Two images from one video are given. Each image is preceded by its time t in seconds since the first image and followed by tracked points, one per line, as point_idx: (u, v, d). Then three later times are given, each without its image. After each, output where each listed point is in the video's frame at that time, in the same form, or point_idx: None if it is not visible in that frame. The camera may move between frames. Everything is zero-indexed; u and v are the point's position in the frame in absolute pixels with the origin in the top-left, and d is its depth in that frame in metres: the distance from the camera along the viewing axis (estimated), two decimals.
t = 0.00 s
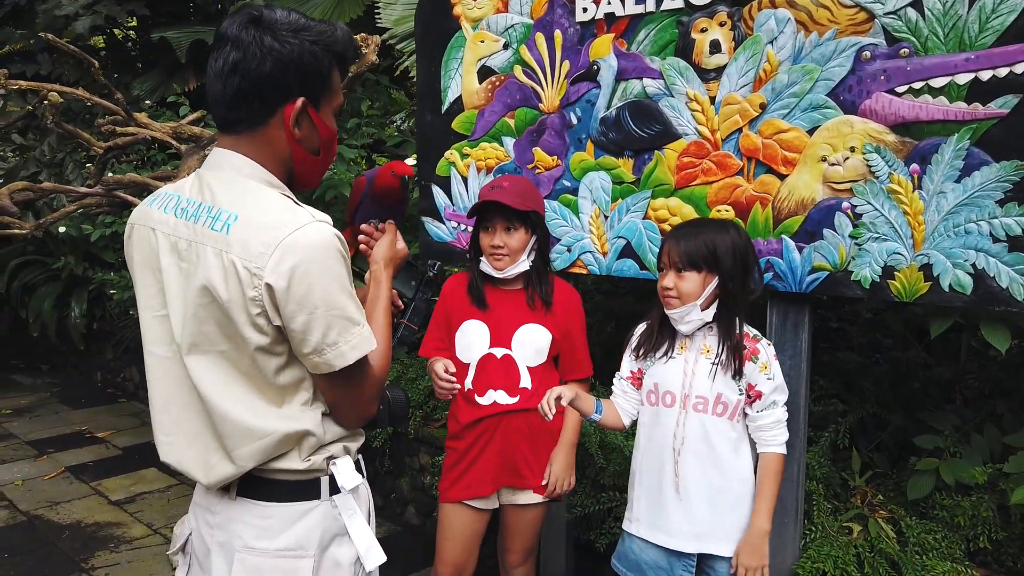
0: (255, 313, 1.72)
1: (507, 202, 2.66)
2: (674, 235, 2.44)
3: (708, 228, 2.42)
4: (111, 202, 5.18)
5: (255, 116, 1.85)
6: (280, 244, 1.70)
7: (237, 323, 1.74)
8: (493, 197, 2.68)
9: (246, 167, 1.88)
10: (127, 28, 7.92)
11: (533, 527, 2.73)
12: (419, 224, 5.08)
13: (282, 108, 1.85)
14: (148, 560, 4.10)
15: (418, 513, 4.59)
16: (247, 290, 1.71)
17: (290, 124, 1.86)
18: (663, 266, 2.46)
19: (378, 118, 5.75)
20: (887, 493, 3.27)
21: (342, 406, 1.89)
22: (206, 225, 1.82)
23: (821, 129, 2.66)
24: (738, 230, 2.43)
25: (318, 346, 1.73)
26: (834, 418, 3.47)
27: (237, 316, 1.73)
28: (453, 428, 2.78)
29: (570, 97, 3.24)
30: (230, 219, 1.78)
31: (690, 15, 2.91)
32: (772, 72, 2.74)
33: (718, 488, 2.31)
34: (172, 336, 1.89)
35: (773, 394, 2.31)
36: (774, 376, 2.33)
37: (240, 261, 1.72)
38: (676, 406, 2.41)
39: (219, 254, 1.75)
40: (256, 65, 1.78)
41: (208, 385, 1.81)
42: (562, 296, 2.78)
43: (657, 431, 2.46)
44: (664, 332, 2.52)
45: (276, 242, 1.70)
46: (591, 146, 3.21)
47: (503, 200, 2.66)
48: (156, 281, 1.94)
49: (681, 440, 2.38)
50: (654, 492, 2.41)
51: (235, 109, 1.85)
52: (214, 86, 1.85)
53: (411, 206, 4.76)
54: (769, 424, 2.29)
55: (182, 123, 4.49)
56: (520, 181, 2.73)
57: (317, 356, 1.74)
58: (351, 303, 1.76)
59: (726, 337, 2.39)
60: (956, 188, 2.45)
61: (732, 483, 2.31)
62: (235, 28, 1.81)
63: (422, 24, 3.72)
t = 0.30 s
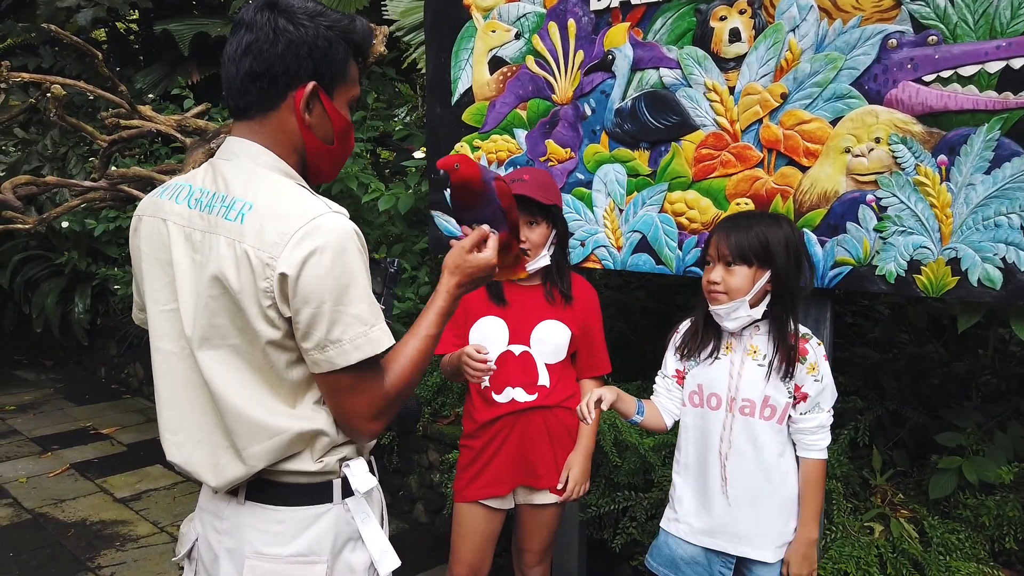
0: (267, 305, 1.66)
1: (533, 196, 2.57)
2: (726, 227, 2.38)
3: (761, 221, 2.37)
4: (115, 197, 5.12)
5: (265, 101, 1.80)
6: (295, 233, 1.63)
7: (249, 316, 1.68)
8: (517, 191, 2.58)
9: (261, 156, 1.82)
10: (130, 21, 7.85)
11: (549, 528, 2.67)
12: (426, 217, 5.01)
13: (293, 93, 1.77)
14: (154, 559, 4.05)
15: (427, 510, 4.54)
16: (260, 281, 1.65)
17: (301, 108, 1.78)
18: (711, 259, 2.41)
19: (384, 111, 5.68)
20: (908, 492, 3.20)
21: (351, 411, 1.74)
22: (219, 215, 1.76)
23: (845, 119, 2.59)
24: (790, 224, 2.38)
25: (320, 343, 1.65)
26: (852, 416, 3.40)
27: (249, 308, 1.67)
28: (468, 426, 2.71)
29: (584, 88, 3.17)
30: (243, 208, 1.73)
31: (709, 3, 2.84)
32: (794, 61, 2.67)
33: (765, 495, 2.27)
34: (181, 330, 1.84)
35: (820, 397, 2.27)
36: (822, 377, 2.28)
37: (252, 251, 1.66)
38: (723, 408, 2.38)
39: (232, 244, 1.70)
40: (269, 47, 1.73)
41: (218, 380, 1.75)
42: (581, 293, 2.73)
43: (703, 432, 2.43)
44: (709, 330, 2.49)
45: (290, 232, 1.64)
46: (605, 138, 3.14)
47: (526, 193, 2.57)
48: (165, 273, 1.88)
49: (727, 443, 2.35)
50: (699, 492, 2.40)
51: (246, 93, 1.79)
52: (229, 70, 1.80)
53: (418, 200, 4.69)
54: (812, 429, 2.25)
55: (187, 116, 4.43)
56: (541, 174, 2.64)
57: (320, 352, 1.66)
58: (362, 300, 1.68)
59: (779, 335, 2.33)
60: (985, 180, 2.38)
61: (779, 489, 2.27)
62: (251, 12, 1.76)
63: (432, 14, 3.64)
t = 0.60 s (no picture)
0: (240, 302, 1.58)
1: (538, 198, 2.54)
2: (724, 226, 2.32)
3: (760, 220, 2.30)
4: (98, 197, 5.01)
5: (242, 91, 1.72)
6: (271, 226, 1.55)
7: (221, 313, 1.60)
8: (522, 193, 2.54)
9: (235, 151, 1.75)
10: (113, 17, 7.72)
11: (543, 535, 2.60)
12: (416, 217, 4.93)
13: (266, 86, 1.72)
14: (139, 568, 3.95)
15: (418, 514, 4.46)
16: (234, 275, 1.57)
17: (273, 101, 1.72)
18: (709, 263, 2.33)
19: (372, 108, 5.59)
20: (907, 493, 3.15)
21: (384, 408, 1.60)
22: (192, 208, 1.69)
23: (845, 115, 2.53)
24: (789, 221, 2.31)
25: (304, 340, 1.54)
26: (850, 416, 3.35)
27: (221, 305, 1.60)
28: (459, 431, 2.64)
29: (578, 84, 3.10)
30: (218, 201, 1.65)
31: None
32: (793, 56, 2.61)
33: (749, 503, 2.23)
34: (149, 330, 1.75)
35: (812, 404, 2.23)
36: (816, 384, 2.24)
37: (226, 244, 1.58)
38: (712, 411, 2.33)
39: (205, 237, 1.62)
40: (240, 39, 1.68)
41: (186, 382, 1.67)
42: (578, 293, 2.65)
43: (691, 434, 2.37)
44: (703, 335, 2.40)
45: (267, 224, 1.56)
46: (599, 135, 3.07)
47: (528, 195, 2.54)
48: (133, 271, 1.80)
49: (715, 447, 2.30)
50: (682, 497, 2.34)
51: (219, 87, 1.75)
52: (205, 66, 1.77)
53: (408, 199, 4.60)
54: (802, 437, 2.21)
55: (171, 114, 4.32)
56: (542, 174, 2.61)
57: (302, 352, 1.55)
58: (343, 292, 1.56)
59: (775, 336, 2.28)
60: (989, 176, 2.33)
61: (766, 497, 2.23)
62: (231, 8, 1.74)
63: (421, 9, 3.56)
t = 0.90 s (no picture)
0: (178, 311, 1.49)
1: (505, 197, 2.48)
2: (680, 221, 2.27)
3: (714, 212, 2.26)
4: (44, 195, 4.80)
5: (183, 86, 1.64)
6: (212, 234, 1.46)
7: (150, 322, 1.50)
8: (492, 194, 2.47)
9: (174, 148, 1.66)
10: (63, 10, 7.44)
11: (508, 543, 2.52)
12: (378, 213, 4.79)
13: (207, 83, 1.63)
14: None
15: (383, 519, 4.34)
16: (171, 282, 1.47)
17: (213, 101, 1.63)
18: (669, 265, 2.27)
19: (332, 102, 5.43)
20: (876, 490, 3.11)
21: (376, 399, 1.50)
22: (121, 207, 1.57)
23: (812, 107, 2.48)
24: (741, 215, 2.28)
25: (262, 352, 1.45)
26: (819, 413, 3.31)
27: (150, 313, 1.49)
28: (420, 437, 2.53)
29: (541, 76, 3.01)
30: (152, 201, 1.54)
31: None
32: (759, 47, 2.55)
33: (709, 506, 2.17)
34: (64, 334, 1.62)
35: (770, 403, 2.19)
36: (774, 383, 2.20)
37: (161, 249, 1.48)
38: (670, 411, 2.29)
39: (135, 240, 1.51)
40: (185, 30, 1.60)
41: (105, 394, 1.56)
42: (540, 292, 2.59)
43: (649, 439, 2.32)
44: (660, 332, 2.42)
45: (208, 230, 1.47)
46: (563, 129, 2.99)
47: (496, 195, 2.47)
48: (49, 267, 1.66)
49: (674, 450, 2.24)
50: (639, 504, 2.27)
51: (161, 77, 1.66)
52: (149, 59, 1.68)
53: (370, 195, 4.47)
54: (762, 437, 2.15)
55: (119, 109, 4.14)
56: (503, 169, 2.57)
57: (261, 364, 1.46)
58: (301, 299, 1.48)
59: (732, 332, 2.27)
60: (958, 169, 2.29)
61: (725, 502, 2.17)
62: None
63: None
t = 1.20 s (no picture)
0: (195, 325, 1.38)
1: (470, 196, 2.40)
2: (647, 220, 2.20)
3: (680, 210, 2.20)
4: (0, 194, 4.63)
5: (189, 82, 1.53)
6: (232, 243, 1.35)
7: (162, 337, 1.39)
8: (457, 192, 2.39)
9: (178, 148, 1.54)
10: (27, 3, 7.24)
11: (477, 554, 2.42)
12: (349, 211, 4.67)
13: (216, 83, 1.53)
14: None
15: (354, 526, 4.23)
16: (186, 296, 1.36)
17: (222, 102, 1.53)
18: (640, 271, 2.18)
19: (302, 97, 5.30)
20: (856, 493, 3.05)
21: (387, 428, 1.42)
22: (127, 211, 1.45)
23: (789, 101, 2.40)
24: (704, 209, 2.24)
25: (284, 369, 1.35)
26: (797, 415, 3.24)
27: (162, 327, 1.39)
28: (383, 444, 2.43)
29: (511, 69, 2.91)
30: (162, 207, 1.42)
31: None
32: (734, 39, 2.47)
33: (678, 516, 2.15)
34: (62, 347, 1.50)
35: (738, 400, 2.11)
36: (741, 380, 2.15)
37: (176, 260, 1.37)
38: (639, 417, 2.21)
39: (146, 249, 1.40)
40: (194, 24, 1.50)
41: (113, 412, 1.46)
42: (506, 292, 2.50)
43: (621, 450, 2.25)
44: (627, 334, 2.32)
45: (227, 240, 1.36)
46: (534, 124, 2.89)
47: (461, 194, 2.38)
48: (41, 273, 1.53)
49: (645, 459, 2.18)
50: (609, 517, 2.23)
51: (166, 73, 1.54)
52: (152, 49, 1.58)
53: (339, 193, 4.35)
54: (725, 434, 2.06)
55: (75, 104, 3.98)
56: (467, 167, 2.48)
57: (285, 381, 1.36)
58: (326, 311, 1.38)
59: (700, 331, 2.22)
60: (938, 165, 2.23)
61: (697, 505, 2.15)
62: None
63: None
